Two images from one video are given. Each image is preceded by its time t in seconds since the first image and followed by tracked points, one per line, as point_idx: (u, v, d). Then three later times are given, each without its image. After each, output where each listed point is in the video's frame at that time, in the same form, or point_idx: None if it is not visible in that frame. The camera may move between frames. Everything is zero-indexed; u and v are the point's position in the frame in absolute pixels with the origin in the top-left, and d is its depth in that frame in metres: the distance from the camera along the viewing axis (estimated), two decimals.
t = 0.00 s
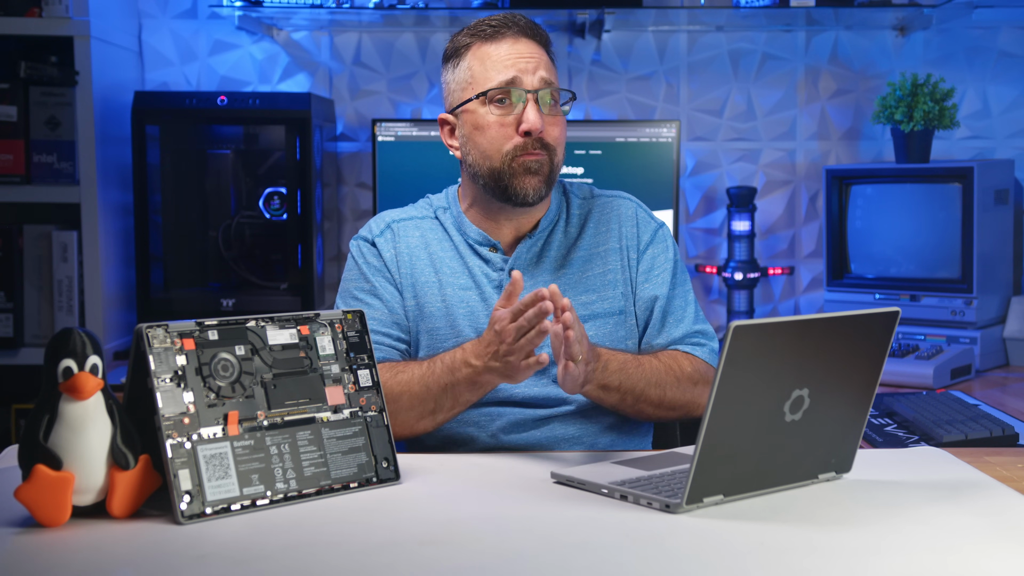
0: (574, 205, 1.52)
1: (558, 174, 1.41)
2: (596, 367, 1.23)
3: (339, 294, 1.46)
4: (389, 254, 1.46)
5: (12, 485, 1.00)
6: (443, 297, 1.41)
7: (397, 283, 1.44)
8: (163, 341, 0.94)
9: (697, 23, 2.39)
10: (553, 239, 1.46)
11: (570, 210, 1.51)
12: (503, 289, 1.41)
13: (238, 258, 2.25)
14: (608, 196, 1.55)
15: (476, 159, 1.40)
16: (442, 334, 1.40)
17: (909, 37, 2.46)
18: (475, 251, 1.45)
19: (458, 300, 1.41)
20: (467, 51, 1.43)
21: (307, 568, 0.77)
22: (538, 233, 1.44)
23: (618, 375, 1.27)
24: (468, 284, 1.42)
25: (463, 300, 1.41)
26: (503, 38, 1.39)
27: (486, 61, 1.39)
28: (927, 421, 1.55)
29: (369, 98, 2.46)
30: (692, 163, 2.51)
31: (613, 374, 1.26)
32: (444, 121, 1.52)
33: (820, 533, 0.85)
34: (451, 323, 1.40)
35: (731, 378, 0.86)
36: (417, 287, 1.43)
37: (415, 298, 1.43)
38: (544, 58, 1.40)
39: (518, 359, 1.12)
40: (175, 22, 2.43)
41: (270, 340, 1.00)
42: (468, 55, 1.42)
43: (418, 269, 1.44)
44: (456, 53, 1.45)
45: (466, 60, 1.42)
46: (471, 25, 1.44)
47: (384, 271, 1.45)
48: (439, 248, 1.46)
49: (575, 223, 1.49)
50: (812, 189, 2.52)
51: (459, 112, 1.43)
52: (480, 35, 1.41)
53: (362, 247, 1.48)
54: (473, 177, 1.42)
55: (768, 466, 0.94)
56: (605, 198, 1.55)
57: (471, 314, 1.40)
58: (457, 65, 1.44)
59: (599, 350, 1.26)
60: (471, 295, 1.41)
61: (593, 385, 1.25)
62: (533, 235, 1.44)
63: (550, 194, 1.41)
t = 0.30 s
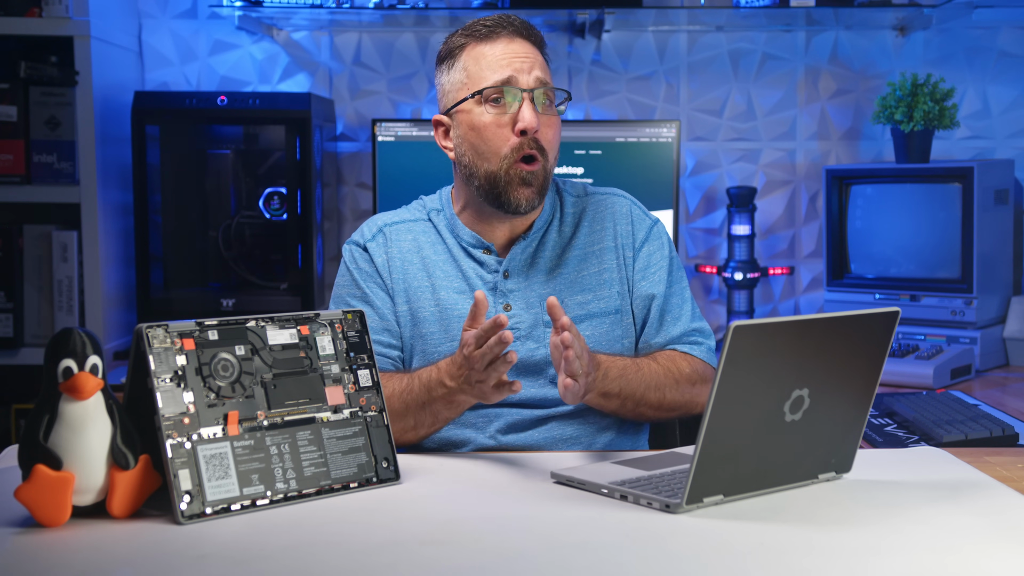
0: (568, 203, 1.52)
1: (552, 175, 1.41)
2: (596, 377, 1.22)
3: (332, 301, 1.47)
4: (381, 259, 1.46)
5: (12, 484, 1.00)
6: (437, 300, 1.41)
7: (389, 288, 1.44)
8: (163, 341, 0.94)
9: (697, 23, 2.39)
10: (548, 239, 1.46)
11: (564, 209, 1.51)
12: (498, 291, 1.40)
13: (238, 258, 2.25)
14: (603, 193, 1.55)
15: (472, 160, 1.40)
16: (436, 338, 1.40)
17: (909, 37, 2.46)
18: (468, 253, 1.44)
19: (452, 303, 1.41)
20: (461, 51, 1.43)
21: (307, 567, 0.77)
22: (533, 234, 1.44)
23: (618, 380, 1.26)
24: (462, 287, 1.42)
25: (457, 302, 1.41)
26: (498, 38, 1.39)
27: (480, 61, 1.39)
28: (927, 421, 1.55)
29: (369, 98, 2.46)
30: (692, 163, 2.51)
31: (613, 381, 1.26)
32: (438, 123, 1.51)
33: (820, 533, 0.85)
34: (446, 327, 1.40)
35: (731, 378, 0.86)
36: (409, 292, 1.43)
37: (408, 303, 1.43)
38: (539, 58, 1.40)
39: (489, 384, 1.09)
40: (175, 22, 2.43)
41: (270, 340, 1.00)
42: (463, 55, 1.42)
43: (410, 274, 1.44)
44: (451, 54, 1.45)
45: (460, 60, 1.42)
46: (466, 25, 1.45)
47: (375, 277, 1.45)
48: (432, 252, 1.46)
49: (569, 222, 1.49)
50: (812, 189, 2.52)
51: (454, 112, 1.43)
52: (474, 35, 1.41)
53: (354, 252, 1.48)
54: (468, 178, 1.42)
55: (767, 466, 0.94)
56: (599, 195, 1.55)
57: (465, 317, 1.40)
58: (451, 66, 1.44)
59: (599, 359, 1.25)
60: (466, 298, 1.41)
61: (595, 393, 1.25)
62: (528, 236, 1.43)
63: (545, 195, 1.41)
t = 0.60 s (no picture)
0: (569, 204, 1.52)
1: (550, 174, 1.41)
2: (637, 358, 1.20)
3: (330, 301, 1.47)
4: (379, 259, 1.46)
5: (12, 485, 1.00)
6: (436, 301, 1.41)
7: (385, 288, 1.45)
8: (163, 341, 0.94)
9: (697, 23, 2.39)
10: (548, 240, 1.46)
11: (565, 210, 1.51)
12: (496, 291, 1.41)
13: (238, 258, 2.25)
14: (605, 195, 1.55)
15: (469, 161, 1.40)
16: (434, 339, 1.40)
17: (909, 37, 2.46)
18: (468, 254, 1.44)
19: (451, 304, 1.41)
20: (455, 53, 1.42)
21: (307, 568, 0.77)
22: (532, 235, 1.44)
23: (653, 366, 1.26)
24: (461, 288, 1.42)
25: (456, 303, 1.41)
26: (492, 39, 1.39)
27: (474, 62, 1.39)
28: (927, 421, 1.55)
29: (369, 98, 2.46)
30: (692, 163, 2.51)
31: (650, 366, 1.24)
32: (437, 126, 1.51)
33: (820, 533, 0.85)
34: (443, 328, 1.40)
35: (731, 379, 0.86)
36: (406, 293, 1.43)
37: (405, 304, 1.43)
38: (532, 57, 1.39)
39: (465, 359, 1.09)
40: (176, 23, 2.43)
41: (270, 340, 1.00)
42: (457, 57, 1.42)
43: (408, 274, 1.44)
44: (445, 56, 1.45)
45: (454, 62, 1.42)
46: (460, 27, 1.45)
47: (372, 277, 1.46)
48: (431, 252, 1.46)
49: (570, 224, 1.49)
50: (812, 189, 2.52)
51: (450, 114, 1.43)
52: (467, 36, 1.41)
53: (352, 252, 1.48)
54: (466, 179, 1.42)
55: (767, 466, 0.94)
56: (602, 197, 1.55)
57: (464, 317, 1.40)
58: (446, 68, 1.44)
59: (638, 342, 1.24)
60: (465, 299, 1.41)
61: (630, 376, 1.24)
62: (528, 237, 1.43)
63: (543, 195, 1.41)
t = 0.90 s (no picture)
0: (577, 208, 1.52)
1: (548, 173, 1.40)
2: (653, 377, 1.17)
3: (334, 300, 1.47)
4: (384, 259, 1.46)
5: (12, 485, 1.00)
6: (440, 302, 1.42)
7: (389, 289, 1.45)
8: (163, 341, 0.94)
9: (697, 23, 2.39)
10: (555, 243, 1.46)
11: (573, 215, 1.51)
12: (501, 293, 1.40)
13: (238, 258, 2.25)
14: (613, 201, 1.55)
15: (466, 162, 1.41)
16: (436, 340, 1.40)
17: (909, 37, 2.46)
18: (472, 255, 1.44)
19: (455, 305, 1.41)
20: (456, 55, 1.43)
21: (307, 568, 0.77)
22: (537, 238, 1.44)
23: (665, 383, 1.25)
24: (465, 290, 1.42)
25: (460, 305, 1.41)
26: (488, 39, 1.39)
27: (472, 64, 1.39)
28: (927, 421, 1.55)
29: (369, 98, 2.46)
30: (692, 163, 2.51)
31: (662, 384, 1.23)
32: (442, 128, 1.53)
33: (820, 533, 0.85)
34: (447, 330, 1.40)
35: (732, 379, 0.86)
36: (411, 293, 1.43)
37: (409, 304, 1.43)
38: (528, 56, 1.39)
39: (474, 383, 1.08)
40: (176, 22, 2.43)
41: (270, 340, 1.00)
42: (457, 59, 1.42)
43: (413, 274, 1.44)
44: (448, 59, 1.46)
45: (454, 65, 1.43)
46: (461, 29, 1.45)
47: (377, 277, 1.46)
48: (435, 252, 1.46)
49: (577, 228, 1.49)
50: (812, 189, 2.52)
51: (450, 115, 1.44)
52: (466, 38, 1.42)
53: (356, 252, 1.48)
54: (466, 180, 1.43)
55: (768, 466, 0.94)
56: (610, 202, 1.55)
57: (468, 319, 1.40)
58: (448, 70, 1.45)
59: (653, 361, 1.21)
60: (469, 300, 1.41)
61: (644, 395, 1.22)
62: (532, 240, 1.43)
63: (542, 194, 1.40)
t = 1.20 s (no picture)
0: (581, 209, 1.52)
1: (554, 174, 1.40)
2: (585, 385, 1.22)
3: (344, 296, 1.46)
4: (394, 256, 1.45)
5: (12, 485, 1.00)
6: (448, 300, 1.41)
7: (402, 286, 1.44)
8: (163, 341, 0.94)
9: (697, 23, 2.39)
10: (559, 243, 1.46)
11: (576, 215, 1.51)
12: (506, 293, 1.41)
13: (238, 258, 2.25)
14: (617, 202, 1.56)
15: (474, 154, 1.42)
16: (446, 337, 1.40)
17: (909, 37, 2.46)
18: (479, 253, 1.44)
19: (462, 304, 1.40)
20: (476, 48, 1.42)
21: (307, 568, 0.77)
22: (543, 237, 1.44)
23: (609, 393, 1.26)
24: (472, 286, 1.42)
25: (467, 302, 1.41)
26: (508, 35, 1.39)
27: (490, 58, 1.39)
28: (927, 421, 1.55)
29: (369, 98, 2.46)
30: (692, 163, 2.51)
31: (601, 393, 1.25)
32: (454, 117, 1.53)
33: (820, 533, 0.85)
34: (455, 327, 1.40)
35: (731, 378, 0.86)
36: (422, 291, 1.43)
37: (421, 302, 1.43)
38: (547, 56, 1.39)
39: (533, 388, 1.14)
40: (175, 22, 2.43)
41: (270, 340, 1.00)
42: (476, 51, 1.41)
43: (424, 272, 1.44)
44: (466, 51, 1.45)
45: (473, 57, 1.42)
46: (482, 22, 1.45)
47: (389, 274, 1.44)
48: (444, 250, 1.46)
49: (580, 229, 1.49)
50: (812, 189, 2.52)
51: (462, 106, 1.43)
52: (487, 31, 1.41)
53: (366, 249, 1.47)
54: (473, 173, 1.43)
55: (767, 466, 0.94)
56: (613, 203, 1.55)
57: (474, 317, 1.40)
58: (465, 62, 1.44)
59: (591, 368, 1.24)
60: (475, 297, 1.41)
61: (581, 402, 1.24)
62: (538, 239, 1.44)
63: (547, 193, 1.42)
